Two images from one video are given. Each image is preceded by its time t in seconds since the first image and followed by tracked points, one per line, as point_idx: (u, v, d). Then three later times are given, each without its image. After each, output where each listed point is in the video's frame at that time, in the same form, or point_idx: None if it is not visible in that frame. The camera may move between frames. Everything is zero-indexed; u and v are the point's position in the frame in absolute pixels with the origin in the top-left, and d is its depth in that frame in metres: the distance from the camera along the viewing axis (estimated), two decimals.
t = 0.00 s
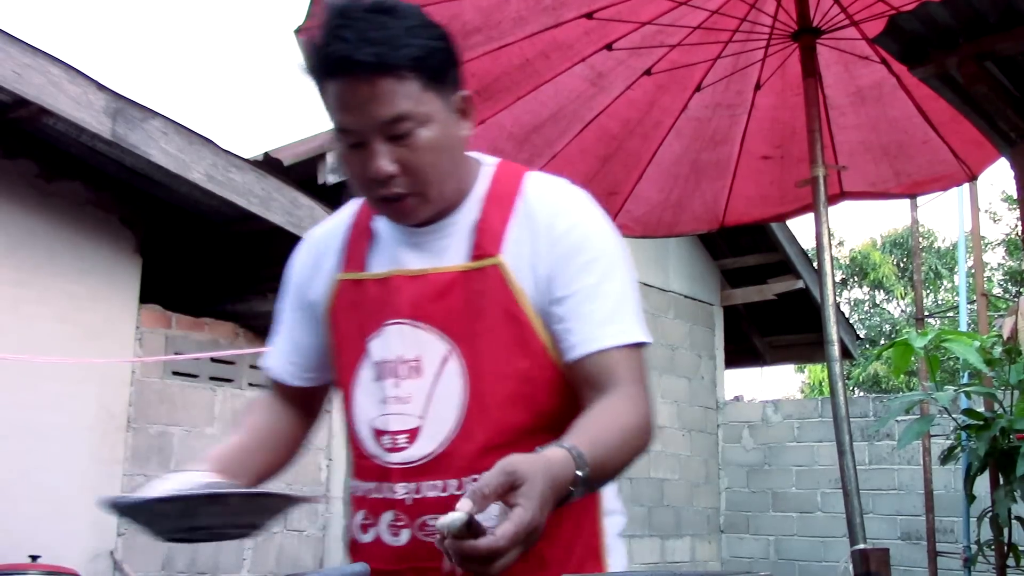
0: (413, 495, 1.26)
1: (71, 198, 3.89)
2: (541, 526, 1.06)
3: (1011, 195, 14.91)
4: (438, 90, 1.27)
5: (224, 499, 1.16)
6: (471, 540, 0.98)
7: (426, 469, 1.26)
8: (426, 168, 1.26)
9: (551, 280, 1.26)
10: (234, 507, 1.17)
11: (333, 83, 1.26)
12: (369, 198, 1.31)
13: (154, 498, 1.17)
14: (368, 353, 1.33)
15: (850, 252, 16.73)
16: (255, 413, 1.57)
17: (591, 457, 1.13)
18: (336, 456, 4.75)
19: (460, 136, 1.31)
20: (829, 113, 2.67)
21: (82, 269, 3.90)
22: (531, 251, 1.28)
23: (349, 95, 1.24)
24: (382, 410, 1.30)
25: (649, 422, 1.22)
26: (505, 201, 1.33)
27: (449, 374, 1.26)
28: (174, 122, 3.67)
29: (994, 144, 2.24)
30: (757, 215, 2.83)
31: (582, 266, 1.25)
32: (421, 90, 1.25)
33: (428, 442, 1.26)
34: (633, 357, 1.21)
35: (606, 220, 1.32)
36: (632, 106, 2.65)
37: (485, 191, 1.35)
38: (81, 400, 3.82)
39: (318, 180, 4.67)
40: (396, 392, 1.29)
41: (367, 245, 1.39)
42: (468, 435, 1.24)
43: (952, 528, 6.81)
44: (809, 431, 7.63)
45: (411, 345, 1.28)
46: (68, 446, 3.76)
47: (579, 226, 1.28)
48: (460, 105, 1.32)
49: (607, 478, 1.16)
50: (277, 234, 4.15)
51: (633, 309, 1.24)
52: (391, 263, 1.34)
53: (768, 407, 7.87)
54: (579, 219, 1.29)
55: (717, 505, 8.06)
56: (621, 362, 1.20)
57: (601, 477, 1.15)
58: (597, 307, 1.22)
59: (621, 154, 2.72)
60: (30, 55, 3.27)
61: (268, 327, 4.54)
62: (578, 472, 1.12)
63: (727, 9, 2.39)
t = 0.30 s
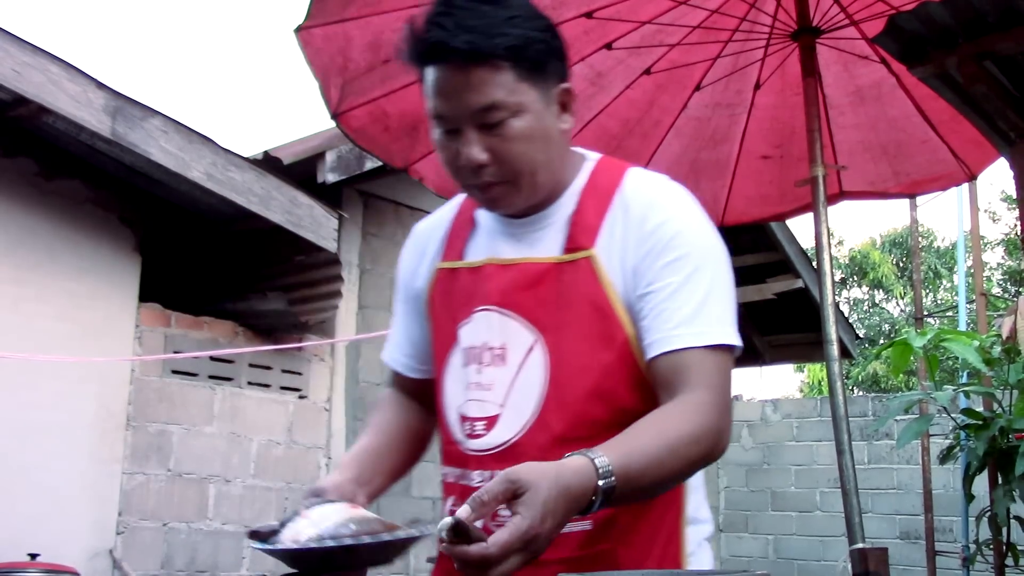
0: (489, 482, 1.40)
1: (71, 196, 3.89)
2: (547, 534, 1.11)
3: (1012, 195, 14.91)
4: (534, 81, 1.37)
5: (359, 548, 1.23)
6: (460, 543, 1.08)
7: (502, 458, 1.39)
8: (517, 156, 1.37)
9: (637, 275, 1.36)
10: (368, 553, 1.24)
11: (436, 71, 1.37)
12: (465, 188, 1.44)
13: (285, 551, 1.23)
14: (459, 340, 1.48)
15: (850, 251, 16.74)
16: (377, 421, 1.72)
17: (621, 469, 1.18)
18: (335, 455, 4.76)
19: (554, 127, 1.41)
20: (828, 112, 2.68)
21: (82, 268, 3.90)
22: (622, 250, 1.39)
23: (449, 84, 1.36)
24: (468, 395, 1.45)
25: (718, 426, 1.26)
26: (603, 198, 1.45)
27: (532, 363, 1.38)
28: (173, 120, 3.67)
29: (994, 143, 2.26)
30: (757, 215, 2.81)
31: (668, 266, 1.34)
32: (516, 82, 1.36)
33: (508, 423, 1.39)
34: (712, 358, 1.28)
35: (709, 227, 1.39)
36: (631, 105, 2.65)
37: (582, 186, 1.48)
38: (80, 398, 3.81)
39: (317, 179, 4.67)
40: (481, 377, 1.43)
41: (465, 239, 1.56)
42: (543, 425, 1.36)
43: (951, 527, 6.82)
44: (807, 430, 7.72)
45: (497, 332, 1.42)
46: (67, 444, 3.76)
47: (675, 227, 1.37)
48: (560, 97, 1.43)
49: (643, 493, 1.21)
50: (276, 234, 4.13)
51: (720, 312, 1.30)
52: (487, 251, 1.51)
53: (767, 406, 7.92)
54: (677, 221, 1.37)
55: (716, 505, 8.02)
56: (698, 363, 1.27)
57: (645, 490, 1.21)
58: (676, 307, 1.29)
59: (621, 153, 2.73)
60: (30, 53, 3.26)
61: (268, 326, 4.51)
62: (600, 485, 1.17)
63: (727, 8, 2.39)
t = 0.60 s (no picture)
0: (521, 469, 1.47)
1: (69, 195, 3.89)
2: (536, 529, 1.15)
3: (1010, 194, 14.90)
4: (578, 73, 1.49)
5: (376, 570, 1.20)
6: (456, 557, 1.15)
7: (535, 446, 1.46)
8: (557, 146, 1.48)
9: (673, 267, 1.45)
10: None
11: (485, 62, 1.50)
12: (510, 179, 1.55)
13: (298, 562, 1.22)
14: (502, 330, 1.57)
15: (849, 250, 16.74)
16: (415, 424, 1.78)
17: (619, 465, 1.22)
18: (334, 454, 4.76)
19: (598, 120, 1.53)
20: (826, 111, 2.69)
21: (81, 268, 3.90)
22: (664, 242, 1.48)
23: (496, 76, 1.48)
24: (506, 383, 1.53)
25: (743, 416, 1.30)
26: (647, 194, 1.55)
27: (570, 351, 1.47)
28: (171, 120, 3.66)
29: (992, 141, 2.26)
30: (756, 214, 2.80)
31: (705, 257, 1.41)
32: (559, 73, 1.47)
33: (545, 411, 1.46)
34: (743, 347, 1.34)
35: (750, 222, 1.46)
36: (630, 104, 2.65)
37: (627, 182, 1.59)
38: (79, 398, 3.82)
39: (315, 179, 4.67)
40: (520, 366, 1.51)
41: (514, 236, 1.69)
42: (579, 414, 1.43)
43: (950, 526, 6.82)
44: (806, 429, 7.73)
45: (538, 322, 1.51)
46: (66, 443, 3.76)
47: (715, 220, 1.44)
48: (604, 92, 1.55)
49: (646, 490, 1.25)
50: (275, 234, 4.13)
51: (755, 303, 1.37)
52: (534, 245, 1.63)
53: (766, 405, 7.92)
54: (717, 214, 1.45)
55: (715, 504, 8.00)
56: (726, 351, 1.33)
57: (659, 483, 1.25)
58: (710, 296, 1.36)
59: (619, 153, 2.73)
60: (28, 53, 3.26)
61: (266, 326, 4.52)
62: (593, 477, 1.20)
63: (725, 7, 2.39)
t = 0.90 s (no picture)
0: (522, 464, 1.47)
1: (67, 195, 3.89)
2: (504, 528, 1.15)
3: (1008, 195, 14.92)
4: (587, 72, 1.50)
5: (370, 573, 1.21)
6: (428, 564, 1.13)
7: (537, 440, 1.46)
8: (564, 144, 1.49)
9: (676, 266, 1.45)
10: None
11: (495, 59, 1.51)
12: (518, 176, 1.56)
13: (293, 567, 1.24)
14: (505, 324, 1.58)
15: (847, 251, 16.76)
16: (411, 409, 1.79)
17: (590, 471, 1.23)
18: (332, 454, 4.76)
19: (607, 119, 1.53)
20: (825, 112, 2.69)
21: (80, 267, 3.90)
22: (669, 240, 1.48)
23: (505, 73, 1.49)
24: (508, 377, 1.53)
25: (735, 422, 1.30)
26: (657, 192, 1.55)
27: (573, 346, 1.47)
28: (171, 119, 3.66)
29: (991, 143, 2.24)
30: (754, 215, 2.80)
31: (707, 259, 1.41)
32: (568, 71, 1.48)
33: (546, 405, 1.47)
34: (737, 351, 1.34)
35: (757, 226, 1.46)
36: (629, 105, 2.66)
37: (636, 181, 1.59)
38: (77, 397, 3.82)
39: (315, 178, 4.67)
40: (521, 359, 1.52)
41: (521, 230, 1.69)
42: (582, 410, 1.43)
43: (948, 527, 6.83)
44: (804, 430, 7.73)
45: (542, 316, 1.51)
46: (64, 443, 3.76)
47: (720, 222, 1.44)
48: (615, 92, 1.56)
49: (632, 493, 1.25)
50: (275, 234, 4.14)
51: (753, 308, 1.37)
52: (539, 240, 1.63)
53: (764, 406, 7.93)
54: (724, 216, 1.45)
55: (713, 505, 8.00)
56: (719, 355, 1.33)
57: (644, 487, 1.25)
58: (709, 298, 1.37)
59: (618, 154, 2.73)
60: (27, 52, 3.26)
61: (265, 325, 4.52)
62: (562, 481, 1.22)
63: (725, 9, 2.40)
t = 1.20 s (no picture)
0: (515, 466, 1.47)
1: (66, 195, 3.89)
2: (493, 537, 1.16)
3: (1007, 196, 14.93)
4: (578, 75, 1.50)
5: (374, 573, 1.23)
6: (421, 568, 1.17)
7: (530, 441, 1.46)
8: (556, 148, 1.49)
9: (670, 268, 1.46)
10: None
11: (484, 64, 1.50)
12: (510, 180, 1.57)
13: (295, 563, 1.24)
14: (497, 322, 1.57)
15: (846, 251, 16.78)
16: (403, 401, 1.79)
17: (584, 477, 1.23)
18: (331, 455, 4.76)
19: (599, 121, 1.53)
20: (824, 113, 2.70)
21: (79, 267, 3.90)
22: (663, 241, 1.49)
23: (495, 79, 1.49)
24: (500, 376, 1.53)
25: (727, 428, 1.31)
26: (651, 192, 1.56)
27: (566, 346, 1.47)
28: (170, 120, 3.66)
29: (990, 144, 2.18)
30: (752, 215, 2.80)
31: (702, 262, 1.42)
32: (558, 76, 1.48)
33: (538, 406, 1.46)
34: (731, 356, 1.34)
35: (751, 229, 1.46)
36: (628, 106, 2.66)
37: (629, 181, 1.60)
38: (76, 398, 3.81)
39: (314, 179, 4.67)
40: (513, 358, 1.51)
41: (512, 228, 1.69)
42: (575, 412, 1.43)
43: (947, 528, 6.84)
44: (803, 431, 7.73)
45: (534, 316, 1.51)
46: (62, 443, 3.76)
47: (715, 226, 1.45)
48: (608, 94, 1.56)
49: (626, 497, 1.25)
50: (274, 235, 4.14)
51: (747, 314, 1.38)
52: (531, 239, 1.63)
53: (763, 406, 7.94)
54: (719, 220, 1.46)
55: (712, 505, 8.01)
56: (713, 359, 1.33)
57: (638, 492, 1.26)
58: (703, 302, 1.38)
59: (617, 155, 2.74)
60: (26, 53, 3.26)
61: (264, 326, 4.52)
62: (554, 487, 1.22)
63: (723, 9, 2.40)
